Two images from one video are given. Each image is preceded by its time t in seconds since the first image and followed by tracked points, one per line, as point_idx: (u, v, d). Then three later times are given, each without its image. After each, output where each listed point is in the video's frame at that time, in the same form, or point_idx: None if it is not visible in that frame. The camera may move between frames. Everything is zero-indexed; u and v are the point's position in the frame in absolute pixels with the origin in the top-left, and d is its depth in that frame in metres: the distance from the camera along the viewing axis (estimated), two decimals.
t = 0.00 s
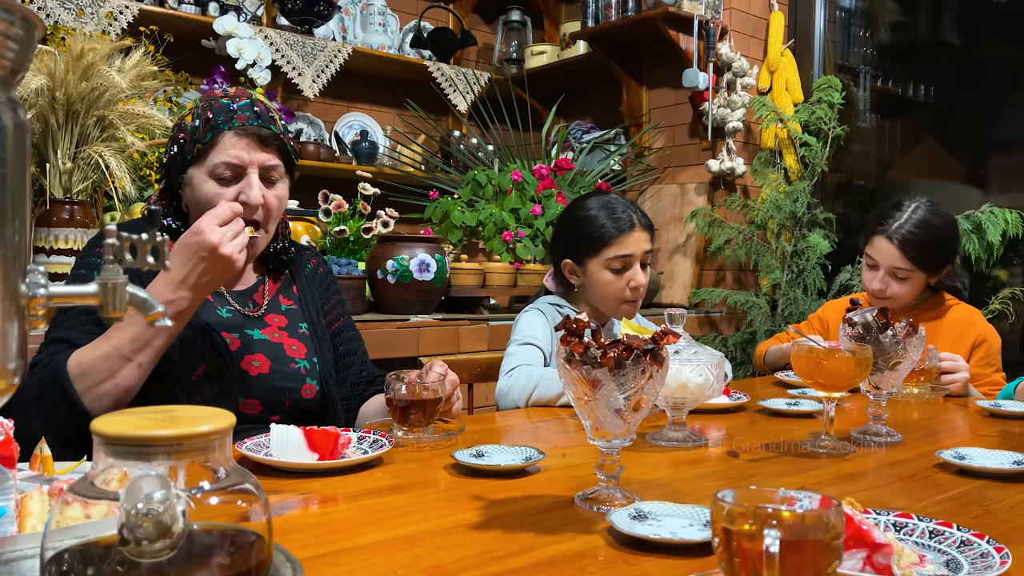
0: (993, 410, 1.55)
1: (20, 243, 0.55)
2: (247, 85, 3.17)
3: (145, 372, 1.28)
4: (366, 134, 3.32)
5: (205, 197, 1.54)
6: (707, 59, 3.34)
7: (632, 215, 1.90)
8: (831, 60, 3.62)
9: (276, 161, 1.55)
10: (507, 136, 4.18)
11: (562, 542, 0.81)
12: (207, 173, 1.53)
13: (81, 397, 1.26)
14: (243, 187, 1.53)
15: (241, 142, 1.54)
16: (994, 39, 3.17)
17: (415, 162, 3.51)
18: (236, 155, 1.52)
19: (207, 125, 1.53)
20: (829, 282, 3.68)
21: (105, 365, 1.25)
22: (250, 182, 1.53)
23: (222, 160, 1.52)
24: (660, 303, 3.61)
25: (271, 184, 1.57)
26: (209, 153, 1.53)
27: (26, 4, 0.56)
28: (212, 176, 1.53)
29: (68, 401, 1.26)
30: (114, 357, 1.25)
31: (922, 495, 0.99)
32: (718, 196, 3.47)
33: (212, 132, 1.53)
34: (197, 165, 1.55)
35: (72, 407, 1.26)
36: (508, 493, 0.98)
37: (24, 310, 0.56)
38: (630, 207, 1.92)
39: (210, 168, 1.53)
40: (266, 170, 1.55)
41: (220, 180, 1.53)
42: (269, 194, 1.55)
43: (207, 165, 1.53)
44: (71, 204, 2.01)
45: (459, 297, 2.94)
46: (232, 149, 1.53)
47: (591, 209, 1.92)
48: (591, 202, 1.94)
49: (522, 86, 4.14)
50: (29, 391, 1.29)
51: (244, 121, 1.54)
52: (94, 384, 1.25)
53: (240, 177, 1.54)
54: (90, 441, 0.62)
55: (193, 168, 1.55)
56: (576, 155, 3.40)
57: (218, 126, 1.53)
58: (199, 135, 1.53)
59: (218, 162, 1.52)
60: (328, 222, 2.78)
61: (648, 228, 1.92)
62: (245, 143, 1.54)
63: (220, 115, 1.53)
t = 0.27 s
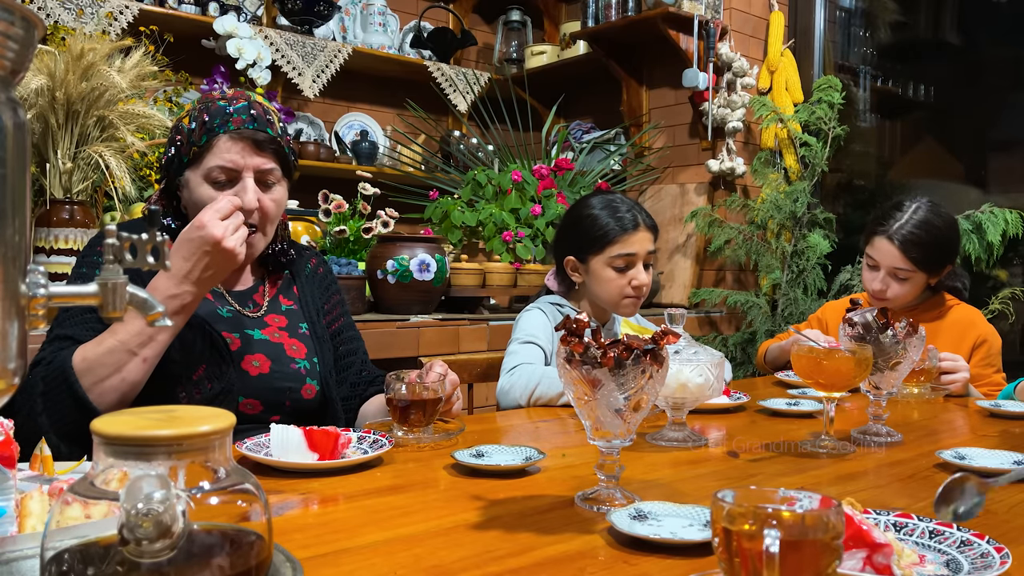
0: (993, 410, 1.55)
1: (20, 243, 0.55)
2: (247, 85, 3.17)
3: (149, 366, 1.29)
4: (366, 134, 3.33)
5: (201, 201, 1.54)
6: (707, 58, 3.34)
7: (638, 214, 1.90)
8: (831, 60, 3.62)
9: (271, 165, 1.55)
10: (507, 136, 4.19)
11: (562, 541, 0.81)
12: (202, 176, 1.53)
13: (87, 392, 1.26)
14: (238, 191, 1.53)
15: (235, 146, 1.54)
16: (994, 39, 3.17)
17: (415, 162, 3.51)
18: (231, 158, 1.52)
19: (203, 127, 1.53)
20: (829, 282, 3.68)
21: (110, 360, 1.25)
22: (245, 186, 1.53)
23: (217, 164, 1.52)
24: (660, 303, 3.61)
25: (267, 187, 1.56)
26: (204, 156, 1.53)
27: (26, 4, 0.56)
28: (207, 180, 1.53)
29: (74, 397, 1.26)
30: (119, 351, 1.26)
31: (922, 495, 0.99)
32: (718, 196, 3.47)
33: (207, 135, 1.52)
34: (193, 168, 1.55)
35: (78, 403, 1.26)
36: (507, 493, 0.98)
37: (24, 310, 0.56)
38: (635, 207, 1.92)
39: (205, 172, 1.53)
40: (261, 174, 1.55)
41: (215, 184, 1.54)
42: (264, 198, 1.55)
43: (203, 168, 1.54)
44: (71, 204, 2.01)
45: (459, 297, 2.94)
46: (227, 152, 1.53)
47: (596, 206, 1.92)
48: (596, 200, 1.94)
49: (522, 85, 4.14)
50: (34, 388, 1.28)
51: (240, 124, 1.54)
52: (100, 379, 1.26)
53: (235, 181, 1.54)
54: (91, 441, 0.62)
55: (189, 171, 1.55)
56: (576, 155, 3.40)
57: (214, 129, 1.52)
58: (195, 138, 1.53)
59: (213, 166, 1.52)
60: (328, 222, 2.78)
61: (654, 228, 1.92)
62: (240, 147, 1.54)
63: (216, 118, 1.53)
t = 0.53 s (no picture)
0: (993, 409, 1.55)
1: (20, 243, 0.55)
2: (247, 85, 3.17)
3: (143, 372, 1.28)
4: (366, 134, 3.33)
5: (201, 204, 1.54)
6: (707, 58, 3.34)
7: (641, 216, 1.90)
8: (831, 60, 3.62)
9: (272, 168, 1.55)
10: (507, 136, 4.19)
11: (562, 542, 0.81)
12: (203, 179, 1.53)
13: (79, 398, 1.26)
14: (239, 194, 1.53)
15: (236, 150, 1.53)
16: (994, 39, 3.17)
17: (415, 162, 3.51)
18: (231, 162, 1.52)
19: (203, 131, 1.52)
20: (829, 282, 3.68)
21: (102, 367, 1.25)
22: (246, 190, 1.53)
23: (217, 167, 1.52)
24: (660, 303, 3.61)
25: (267, 190, 1.56)
26: (205, 159, 1.53)
27: (26, 4, 0.56)
28: (208, 183, 1.53)
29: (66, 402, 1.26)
30: (112, 357, 1.25)
31: (922, 495, 0.99)
32: (718, 196, 3.47)
33: (208, 138, 1.52)
34: (193, 172, 1.55)
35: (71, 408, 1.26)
36: (507, 493, 0.98)
37: (24, 310, 0.56)
38: (639, 208, 1.92)
39: (206, 175, 1.53)
40: (262, 176, 1.55)
41: (216, 187, 1.53)
42: (265, 201, 1.55)
43: (203, 171, 1.53)
44: (71, 204, 2.01)
45: (459, 297, 2.94)
46: (228, 156, 1.53)
47: (600, 206, 1.92)
48: (600, 200, 1.94)
49: (522, 86, 4.14)
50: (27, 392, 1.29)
51: (240, 127, 1.53)
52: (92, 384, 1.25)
53: (236, 184, 1.54)
54: (91, 441, 0.62)
55: (189, 174, 1.55)
56: (576, 155, 3.40)
57: (214, 133, 1.52)
58: (195, 141, 1.53)
59: (214, 169, 1.52)
60: (328, 223, 2.78)
61: (657, 230, 1.92)
62: (241, 150, 1.54)
63: (216, 121, 1.52)
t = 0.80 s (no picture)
0: (993, 409, 1.55)
1: (20, 243, 0.55)
2: (247, 86, 3.17)
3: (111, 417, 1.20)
4: (366, 134, 3.33)
5: (208, 203, 1.54)
6: (707, 58, 3.34)
7: (642, 217, 1.90)
8: (831, 60, 3.62)
9: (280, 167, 1.56)
10: (507, 136, 4.19)
11: (562, 542, 0.81)
12: (210, 178, 1.53)
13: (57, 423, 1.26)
14: (247, 193, 1.53)
15: (245, 149, 1.54)
16: (994, 39, 3.17)
17: (415, 162, 3.51)
18: (240, 161, 1.53)
19: (212, 130, 1.52)
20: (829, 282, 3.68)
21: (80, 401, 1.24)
22: (254, 189, 1.53)
23: (226, 166, 1.52)
24: (660, 303, 3.61)
25: (274, 189, 1.58)
26: (213, 158, 1.53)
27: (26, 4, 0.56)
28: (215, 182, 1.53)
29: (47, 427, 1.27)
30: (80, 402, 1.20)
31: (922, 495, 0.99)
32: (718, 196, 3.47)
33: (216, 137, 1.52)
34: (200, 170, 1.55)
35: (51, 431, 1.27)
36: (507, 493, 0.98)
37: (24, 310, 0.56)
38: (640, 209, 1.92)
39: (214, 174, 1.53)
40: (270, 176, 1.56)
41: (224, 186, 1.54)
42: (272, 200, 1.56)
43: (211, 170, 1.53)
44: (71, 204, 2.01)
45: (459, 297, 2.94)
46: (237, 155, 1.54)
47: (601, 206, 1.92)
48: (602, 200, 1.93)
49: (522, 86, 4.14)
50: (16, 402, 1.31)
51: (249, 126, 1.54)
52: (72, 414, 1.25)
53: (244, 184, 1.54)
54: (90, 441, 0.62)
55: (196, 173, 1.55)
56: (576, 155, 3.40)
57: (223, 132, 1.52)
58: (203, 140, 1.52)
59: (222, 168, 1.52)
60: (328, 223, 2.78)
61: (658, 230, 1.92)
62: (249, 150, 1.54)
63: (225, 120, 1.52)
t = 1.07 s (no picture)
0: (993, 409, 1.55)
1: (20, 244, 0.55)
2: (247, 86, 3.17)
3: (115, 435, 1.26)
4: (366, 134, 3.33)
5: (214, 199, 1.54)
6: (707, 58, 3.34)
7: (639, 217, 1.90)
8: (831, 60, 3.61)
9: (285, 164, 1.59)
10: (507, 136, 4.19)
11: (562, 542, 0.81)
12: (217, 175, 1.54)
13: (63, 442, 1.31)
14: (254, 190, 1.55)
15: (252, 146, 1.55)
16: (994, 39, 3.18)
17: (415, 162, 3.51)
18: (248, 158, 1.54)
19: (218, 127, 1.53)
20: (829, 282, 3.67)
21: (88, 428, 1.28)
22: (261, 186, 1.55)
23: (233, 163, 1.53)
24: (660, 303, 3.61)
25: (280, 186, 1.59)
26: (219, 155, 1.54)
27: (26, 4, 0.56)
28: (222, 179, 1.54)
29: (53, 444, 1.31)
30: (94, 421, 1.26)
31: (921, 495, 0.99)
32: (718, 196, 3.47)
33: (223, 135, 1.53)
34: (206, 167, 1.55)
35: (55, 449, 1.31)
36: (507, 493, 0.98)
37: (24, 310, 0.56)
38: (637, 209, 1.92)
39: (220, 170, 1.54)
40: (275, 173, 1.58)
41: (230, 183, 1.55)
42: (278, 197, 1.58)
43: (218, 167, 1.54)
44: (71, 204, 2.00)
45: (458, 297, 2.94)
46: (244, 152, 1.55)
47: (599, 206, 1.92)
48: (600, 200, 1.93)
49: (522, 85, 4.13)
50: (22, 409, 1.34)
51: (255, 124, 1.55)
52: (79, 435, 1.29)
53: (250, 180, 1.55)
54: (91, 441, 0.62)
55: (201, 170, 1.55)
56: (576, 155, 3.40)
57: (229, 129, 1.53)
58: (209, 137, 1.53)
59: (230, 165, 1.53)
60: (328, 223, 2.78)
61: (654, 231, 1.92)
62: (256, 147, 1.56)
63: (231, 118, 1.53)
